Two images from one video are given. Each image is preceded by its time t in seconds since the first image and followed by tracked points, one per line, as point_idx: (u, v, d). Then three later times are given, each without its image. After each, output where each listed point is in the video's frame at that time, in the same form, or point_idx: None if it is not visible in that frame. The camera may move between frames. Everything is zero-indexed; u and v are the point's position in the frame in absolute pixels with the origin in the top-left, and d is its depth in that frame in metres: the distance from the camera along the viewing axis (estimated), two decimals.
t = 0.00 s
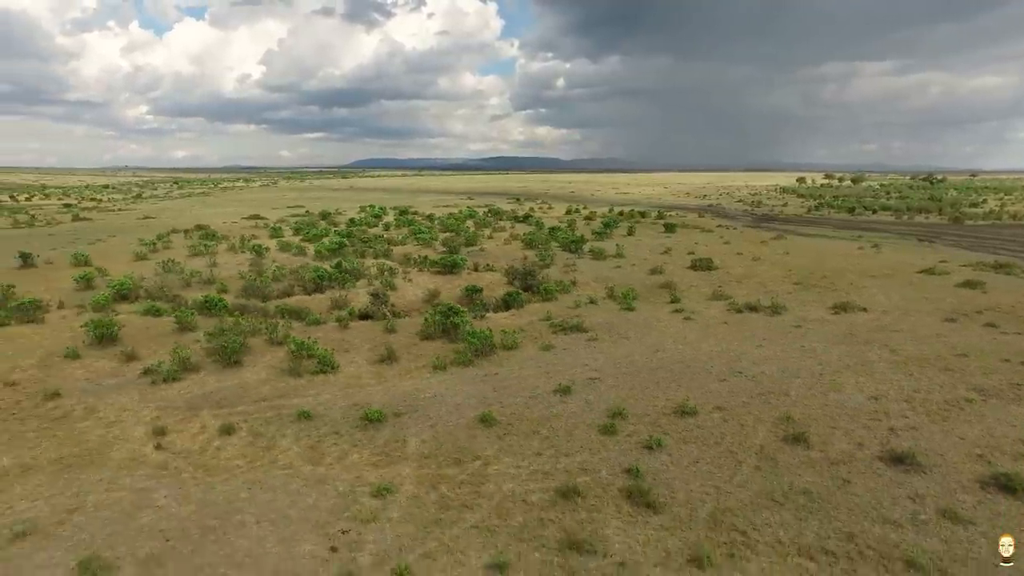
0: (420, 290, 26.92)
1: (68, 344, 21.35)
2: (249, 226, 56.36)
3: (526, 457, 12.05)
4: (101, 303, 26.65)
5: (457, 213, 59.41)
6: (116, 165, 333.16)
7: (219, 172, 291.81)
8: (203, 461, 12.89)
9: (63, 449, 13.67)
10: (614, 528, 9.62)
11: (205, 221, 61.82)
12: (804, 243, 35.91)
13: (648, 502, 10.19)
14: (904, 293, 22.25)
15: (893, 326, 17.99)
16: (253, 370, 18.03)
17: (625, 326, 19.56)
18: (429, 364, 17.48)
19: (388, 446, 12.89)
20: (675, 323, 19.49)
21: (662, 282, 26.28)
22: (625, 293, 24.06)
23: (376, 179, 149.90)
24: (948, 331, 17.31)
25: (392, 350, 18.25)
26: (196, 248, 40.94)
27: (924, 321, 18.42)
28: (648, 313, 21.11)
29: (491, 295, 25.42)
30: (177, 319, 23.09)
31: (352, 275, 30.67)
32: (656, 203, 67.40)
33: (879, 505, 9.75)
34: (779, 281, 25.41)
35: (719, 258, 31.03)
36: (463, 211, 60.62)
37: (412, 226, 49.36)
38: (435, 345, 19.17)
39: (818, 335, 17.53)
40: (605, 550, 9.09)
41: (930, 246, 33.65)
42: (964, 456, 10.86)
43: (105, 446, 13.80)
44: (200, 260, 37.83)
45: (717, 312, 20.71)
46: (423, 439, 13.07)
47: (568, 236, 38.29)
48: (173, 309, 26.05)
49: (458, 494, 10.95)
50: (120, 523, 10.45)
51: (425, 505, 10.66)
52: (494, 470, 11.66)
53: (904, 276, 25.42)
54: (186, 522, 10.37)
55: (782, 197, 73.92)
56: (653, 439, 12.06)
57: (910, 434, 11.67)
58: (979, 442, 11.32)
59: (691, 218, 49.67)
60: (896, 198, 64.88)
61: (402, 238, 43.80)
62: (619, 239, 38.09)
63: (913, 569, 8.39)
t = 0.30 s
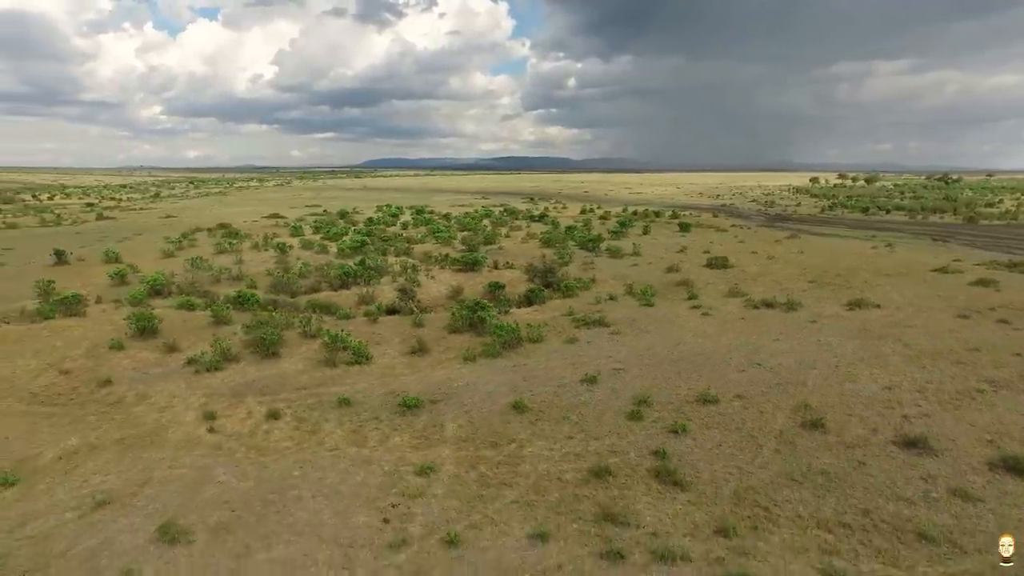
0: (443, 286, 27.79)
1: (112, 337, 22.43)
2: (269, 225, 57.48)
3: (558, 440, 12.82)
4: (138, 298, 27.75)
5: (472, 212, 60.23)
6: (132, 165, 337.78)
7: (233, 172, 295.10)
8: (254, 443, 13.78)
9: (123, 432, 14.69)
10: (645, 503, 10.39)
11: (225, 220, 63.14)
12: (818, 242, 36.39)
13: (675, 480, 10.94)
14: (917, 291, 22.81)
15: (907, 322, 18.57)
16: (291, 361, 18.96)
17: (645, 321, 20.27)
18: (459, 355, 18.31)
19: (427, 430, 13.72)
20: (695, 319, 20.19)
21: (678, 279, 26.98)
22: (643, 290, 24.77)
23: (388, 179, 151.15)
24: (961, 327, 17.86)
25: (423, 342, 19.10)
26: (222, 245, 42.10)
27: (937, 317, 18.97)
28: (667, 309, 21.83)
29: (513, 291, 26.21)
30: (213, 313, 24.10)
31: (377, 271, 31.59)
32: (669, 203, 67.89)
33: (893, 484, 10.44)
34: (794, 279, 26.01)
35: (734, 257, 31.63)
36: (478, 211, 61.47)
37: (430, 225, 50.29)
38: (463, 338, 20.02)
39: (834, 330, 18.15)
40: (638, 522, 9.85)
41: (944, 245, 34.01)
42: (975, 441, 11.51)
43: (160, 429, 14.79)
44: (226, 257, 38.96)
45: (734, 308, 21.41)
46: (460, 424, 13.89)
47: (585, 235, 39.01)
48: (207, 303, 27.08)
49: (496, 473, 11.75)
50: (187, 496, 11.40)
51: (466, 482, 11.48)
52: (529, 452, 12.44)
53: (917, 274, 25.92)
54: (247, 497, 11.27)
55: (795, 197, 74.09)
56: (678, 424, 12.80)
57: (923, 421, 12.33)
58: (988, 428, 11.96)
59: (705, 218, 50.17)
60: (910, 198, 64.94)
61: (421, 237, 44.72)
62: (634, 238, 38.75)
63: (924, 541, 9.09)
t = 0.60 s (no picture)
0: (466, 283, 28.64)
1: (152, 329, 23.45)
2: (289, 224, 58.58)
3: (588, 426, 13.60)
4: (172, 293, 28.81)
5: (487, 212, 61.06)
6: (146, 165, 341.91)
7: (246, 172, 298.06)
8: (301, 427, 14.68)
9: (176, 417, 15.66)
10: (674, 482, 11.15)
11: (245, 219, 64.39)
12: (832, 241, 36.90)
13: (702, 461, 11.68)
14: (931, 289, 23.36)
15: (922, 318, 19.17)
16: (327, 352, 19.87)
17: (665, 316, 21.00)
18: (488, 348, 19.13)
19: (464, 416, 14.55)
20: (714, 314, 20.90)
21: (696, 277, 27.66)
22: (661, 287, 25.48)
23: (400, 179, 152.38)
24: (974, 323, 18.44)
25: (452, 335, 19.94)
26: (246, 243, 43.20)
27: (950, 313, 19.57)
28: (686, 305, 22.54)
29: (535, 288, 27.00)
30: (247, 308, 25.05)
31: (400, 268, 32.50)
32: (682, 203, 68.36)
33: (908, 466, 11.12)
34: (810, 277, 26.62)
35: (749, 256, 32.25)
36: (493, 210, 62.32)
37: (447, 224, 51.19)
38: (490, 332, 20.85)
39: (850, 325, 18.80)
40: (668, 498, 10.61)
41: (958, 245, 34.41)
42: (986, 428, 12.17)
43: (211, 414, 15.72)
44: (251, 255, 40.04)
45: (752, 304, 22.09)
46: (494, 410, 14.71)
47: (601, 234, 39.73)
48: (238, 298, 28.06)
49: (532, 454, 12.54)
50: (245, 473, 12.32)
51: (505, 462, 12.28)
52: (562, 436, 13.22)
53: (932, 273, 26.43)
54: (302, 474, 12.15)
55: (808, 197, 74.29)
56: (703, 412, 13.53)
57: (936, 410, 12.99)
58: (999, 417, 12.61)
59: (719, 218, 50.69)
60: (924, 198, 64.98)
61: (439, 236, 45.60)
62: (650, 237, 39.41)
63: (938, 516, 9.77)
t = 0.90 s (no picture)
0: (488, 279, 29.45)
1: (189, 322, 24.46)
2: (307, 222, 59.68)
3: (617, 412, 14.37)
4: (204, 288, 29.85)
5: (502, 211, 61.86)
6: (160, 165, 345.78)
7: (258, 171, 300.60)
8: (344, 412, 15.56)
9: (224, 402, 16.61)
10: (701, 462, 11.90)
11: (264, 218, 65.61)
12: (846, 240, 37.37)
13: (727, 444, 12.42)
14: (945, 286, 23.89)
15: (937, 314, 19.76)
16: (360, 344, 20.76)
17: (685, 311, 21.70)
18: (515, 341, 19.93)
19: (497, 403, 15.37)
20: (732, 310, 21.58)
21: (712, 275, 28.30)
22: (679, 284, 26.17)
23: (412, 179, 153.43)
24: (988, 318, 19.01)
25: (480, 329, 20.75)
26: (269, 241, 44.27)
27: (964, 310, 20.15)
28: (704, 301, 23.22)
29: (555, 285, 27.78)
30: (279, 302, 26.00)
31: (422, 265, 33.37)
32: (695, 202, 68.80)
33: (924, 450, 11.80)
34: (824, 274, 27.20)
35: (764, 254, 32.84)
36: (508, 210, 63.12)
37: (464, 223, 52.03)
38: (516, 325, 21.66)
39: (866, 321, 19.42)
40: (697, 477, 11.36)
41: (972, 244, 34.75)
42: (998, 416, 12.81)
43: (256, 400, 16.65)
44: (274, 252, 41.07)
45: (769, 300, 22.75)
46: (526, 398, 15.50)
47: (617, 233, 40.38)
48: (268, 293, 29.03)
49: (565, 438, 13.33)
50: (298, 453, 13.22)
51: (540, 445, 13.08)
52: (592, 422, 13.99)
53: (946, 271, 26.92)
54: (351, 454, 13.02)
55: (821, 197, 74.43)
56: (726, 399, 14.27)
57: (950, 399, 13.64)
58: (1012, 405, 13.23)
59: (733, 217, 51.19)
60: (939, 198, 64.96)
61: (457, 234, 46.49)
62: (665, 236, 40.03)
63: (952, 495, 10.46)
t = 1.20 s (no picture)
0: (509, 276, 30.25)
1: (225, 316, 25.44)
2: (326, 221, 60.74)
3: (644, 400, 15.11)
4: (235, 284, 30.86)
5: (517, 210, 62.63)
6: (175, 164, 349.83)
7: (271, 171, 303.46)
8: (383, 400, 16.41)
9: (268, 390, 17.53)
10: (727, 446, 12.63)
11: (283, 217, 66.74)
12: (861, 240, 37.80)
13: (752, 430, 13.12)
14: (960, 284, 24.38)
15: (952, 311, 20.32)
16: (392, 337, 21.62)
17: (705, 307, 22.37)
18: (541, 334, 20.72)
19: (529, 392, 16.16)
20: (751, 306, 22.22)
21: (730, 272, 28.94)
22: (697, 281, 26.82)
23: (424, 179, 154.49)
24: (1003, 315, 19.55)
25: (507, 323, 21.55)
26: (292, 238, 45.30)
27: (979, 306, 20.68)
28: (723, 297, 23.88)
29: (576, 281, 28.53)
30: (309, 298, 26.93)
31: (444, 262, 34.23)
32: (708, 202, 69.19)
33: (939, 436, 12.45)
34: (840, 272, 27.75)
35: (780, 253, 33.39)
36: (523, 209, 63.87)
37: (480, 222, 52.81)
38: (541, 320, 22.44)
39: (883, 317, 20.02)
40: (724, 458, 12.09)
41: (986, 244, 35.08)
42: (1012, 405, 13.43)
43: (298, 388, 17.55)
44: (298, 250, 42.10)
45: (787, 297, 23.37)
46: (556, 387, 16.28)
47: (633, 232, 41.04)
48: (297, 289, 30.00)
49: (596, 423, 14.10)
50: (345, 436, 14.09)
51: (573, 430, 13.85)
52: (621, 409, 14.75)
53: (961, 270, 27.37)
54: (395, 437, 13.87)
55: (834, 197, 74.54)
56: (748, 389, 14.97)
57: (965, 389, 14.27)
58: None
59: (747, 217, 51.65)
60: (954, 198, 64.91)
61: (475, 233, 47.32)
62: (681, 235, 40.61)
63: (967, 476, 11.12)
